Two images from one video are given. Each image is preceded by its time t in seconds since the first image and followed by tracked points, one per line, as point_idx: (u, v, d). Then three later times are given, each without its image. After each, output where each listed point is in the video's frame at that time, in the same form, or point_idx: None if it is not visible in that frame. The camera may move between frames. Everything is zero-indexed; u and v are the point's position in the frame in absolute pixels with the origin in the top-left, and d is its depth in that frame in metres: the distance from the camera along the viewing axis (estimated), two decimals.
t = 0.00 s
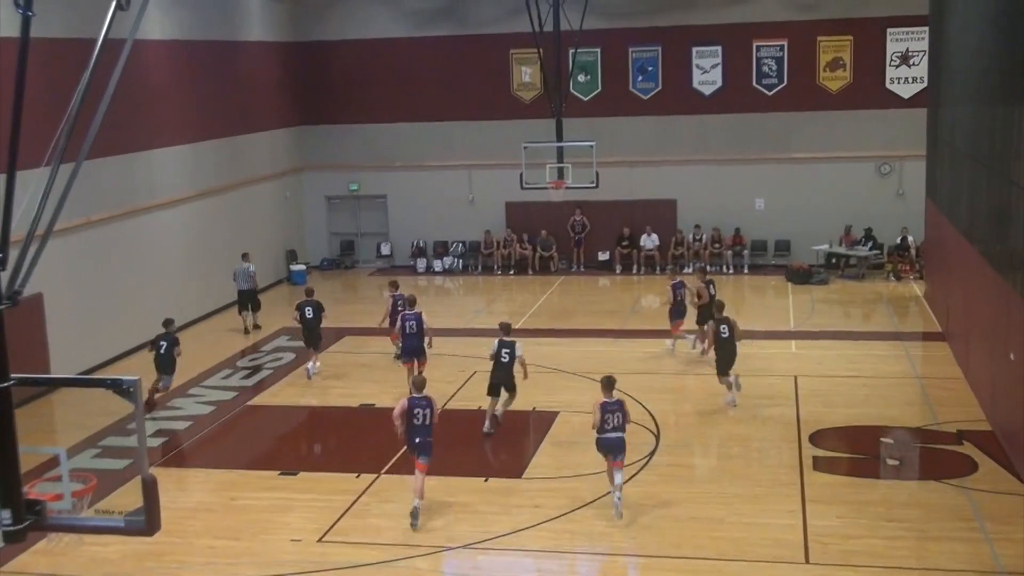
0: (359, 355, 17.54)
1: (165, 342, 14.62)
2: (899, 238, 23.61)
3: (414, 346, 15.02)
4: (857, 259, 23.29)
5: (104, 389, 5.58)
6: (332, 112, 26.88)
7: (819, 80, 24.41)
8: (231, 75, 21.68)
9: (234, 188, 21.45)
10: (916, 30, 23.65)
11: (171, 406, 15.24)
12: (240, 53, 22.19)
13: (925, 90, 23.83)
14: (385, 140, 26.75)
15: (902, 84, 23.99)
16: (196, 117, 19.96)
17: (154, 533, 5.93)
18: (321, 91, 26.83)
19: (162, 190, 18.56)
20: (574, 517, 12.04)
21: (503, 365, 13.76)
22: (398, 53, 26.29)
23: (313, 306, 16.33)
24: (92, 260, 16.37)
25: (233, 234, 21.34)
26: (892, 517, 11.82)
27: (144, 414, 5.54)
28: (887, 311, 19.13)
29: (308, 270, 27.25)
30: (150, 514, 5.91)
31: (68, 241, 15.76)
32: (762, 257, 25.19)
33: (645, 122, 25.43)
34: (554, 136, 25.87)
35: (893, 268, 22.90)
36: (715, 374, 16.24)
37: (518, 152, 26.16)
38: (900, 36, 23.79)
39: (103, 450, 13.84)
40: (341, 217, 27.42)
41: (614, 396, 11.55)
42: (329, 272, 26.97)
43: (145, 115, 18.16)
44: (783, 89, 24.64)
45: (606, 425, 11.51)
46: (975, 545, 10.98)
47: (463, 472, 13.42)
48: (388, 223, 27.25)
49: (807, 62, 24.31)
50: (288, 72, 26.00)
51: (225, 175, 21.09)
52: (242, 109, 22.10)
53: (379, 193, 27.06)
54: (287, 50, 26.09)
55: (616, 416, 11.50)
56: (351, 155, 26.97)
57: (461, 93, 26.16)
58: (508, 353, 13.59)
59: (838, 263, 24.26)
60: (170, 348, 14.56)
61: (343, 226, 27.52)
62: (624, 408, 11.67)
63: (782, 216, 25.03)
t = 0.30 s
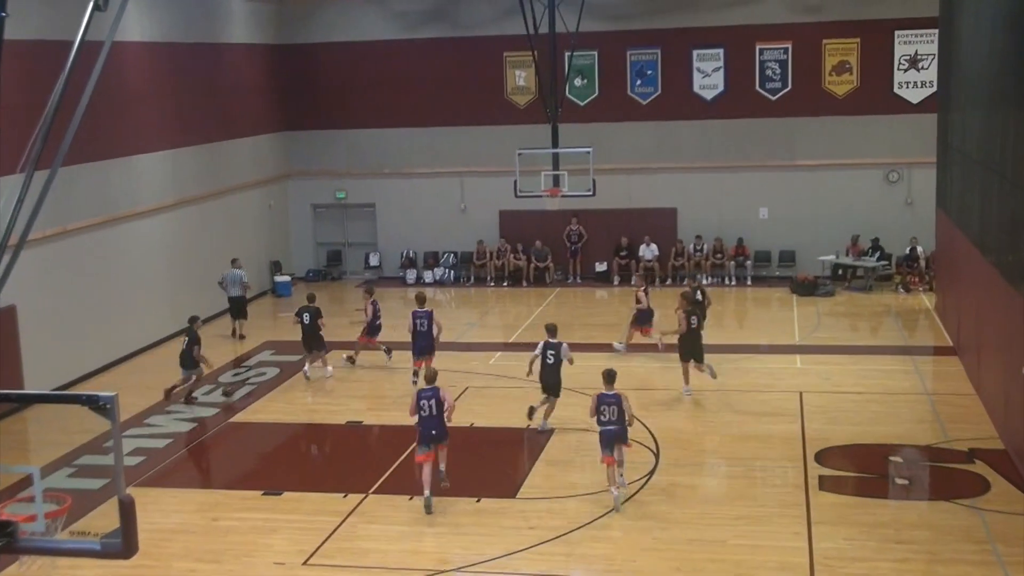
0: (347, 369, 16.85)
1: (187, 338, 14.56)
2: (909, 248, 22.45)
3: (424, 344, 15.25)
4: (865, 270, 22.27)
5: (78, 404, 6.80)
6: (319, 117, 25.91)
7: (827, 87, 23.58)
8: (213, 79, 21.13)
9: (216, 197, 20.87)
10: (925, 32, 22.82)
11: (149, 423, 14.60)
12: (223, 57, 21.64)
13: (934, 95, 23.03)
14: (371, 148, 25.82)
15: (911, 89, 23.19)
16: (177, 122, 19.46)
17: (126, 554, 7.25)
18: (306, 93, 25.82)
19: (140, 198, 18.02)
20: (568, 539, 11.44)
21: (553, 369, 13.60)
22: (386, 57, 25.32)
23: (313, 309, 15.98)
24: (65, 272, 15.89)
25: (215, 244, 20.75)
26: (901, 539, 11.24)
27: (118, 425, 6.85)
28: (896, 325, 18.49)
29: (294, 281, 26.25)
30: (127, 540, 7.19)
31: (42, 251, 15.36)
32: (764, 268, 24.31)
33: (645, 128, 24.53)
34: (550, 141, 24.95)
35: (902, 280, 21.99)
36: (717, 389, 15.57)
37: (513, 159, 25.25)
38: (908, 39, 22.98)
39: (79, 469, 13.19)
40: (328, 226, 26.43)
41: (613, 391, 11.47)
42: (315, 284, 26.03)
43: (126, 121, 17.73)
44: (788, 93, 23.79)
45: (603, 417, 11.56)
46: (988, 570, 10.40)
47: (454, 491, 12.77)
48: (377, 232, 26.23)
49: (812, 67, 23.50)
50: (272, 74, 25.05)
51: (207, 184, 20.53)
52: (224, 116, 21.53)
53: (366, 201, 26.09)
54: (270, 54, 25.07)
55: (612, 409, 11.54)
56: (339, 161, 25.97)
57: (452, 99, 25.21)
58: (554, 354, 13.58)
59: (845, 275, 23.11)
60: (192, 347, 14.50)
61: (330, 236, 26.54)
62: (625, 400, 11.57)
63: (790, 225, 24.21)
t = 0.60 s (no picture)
0: (334, 380, 16.26)
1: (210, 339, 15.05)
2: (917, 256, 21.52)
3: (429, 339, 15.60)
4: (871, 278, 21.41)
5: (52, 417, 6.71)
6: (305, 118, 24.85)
7: (831, 87, 22.79)
8: (194, 81, 20.64)
9: (198, 202, 20.41)
10: (934, 32, 22.10)
11: (126, 437, 14.07)
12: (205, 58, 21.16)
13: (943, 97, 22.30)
14: (357, 151, 24.77)
15: (919, 90, 22.44)
16: (157, 125, 19.02)
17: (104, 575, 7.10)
18: (289, 92, 24.78)
19: (116, 203, 17.64)
20: (560, 558, 10.88)
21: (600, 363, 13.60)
22: (374, 58, 24.34)
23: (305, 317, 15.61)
24: (34, 279, 15.55)
25: (196, 251, 20.29)
26: (910, 558, 10.69)
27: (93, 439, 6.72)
28: (905, 336, 17.91)
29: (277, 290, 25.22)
30: (103, 559, 7.06)
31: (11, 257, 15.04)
32: (767, 276, 23.44)
33: (643, 130, 23.66)
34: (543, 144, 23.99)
35: (911, 289, 21.02)
36: (717, 401, 14.99)
37: (504, 164, 24.26)
38: (916, 39, 22.22)
39: (53, 483, 12.69)
40: (312, 232, 25.33)
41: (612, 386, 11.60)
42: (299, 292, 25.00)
43: (102, 125, 17.33)
44: (791, 95, 22.99)
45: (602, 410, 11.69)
46: None
47: (443, 509, 12.15)
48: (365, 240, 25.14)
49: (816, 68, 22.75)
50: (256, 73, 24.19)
51: (189, 188, 20.10)
52: (207, 119, 21.08)
53: (352, 206, 25.01)
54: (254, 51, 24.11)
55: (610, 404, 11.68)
56: (323, 163, 24.92)
57: (443, 99, 24.24)
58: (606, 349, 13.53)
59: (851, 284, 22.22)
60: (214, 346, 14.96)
61: (315, 242, 25.40)
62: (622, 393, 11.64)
63: (796, 233, 23.32)
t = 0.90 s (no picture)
0: (320, 387, 15.72)
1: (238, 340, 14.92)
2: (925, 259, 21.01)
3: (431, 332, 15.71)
4: (877, 281, 20.76)
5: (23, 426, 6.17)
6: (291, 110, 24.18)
7: (835, 83, 22.24)
8: (174, 77, 20.17)
9: (179, 200, 19.97)
10: (941, 26, 21.54)
11: (101, 447, 13.54)
12: (187, 53, 20.69)
13: (952, 94, 21.73)
14: (347, 149, 24.12)
15: (926, 87, 21.84)
16: (135, 122, 18.58)
17: None
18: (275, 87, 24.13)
19: (93, 202, 17.19)
20: (552, 573, 10.35)
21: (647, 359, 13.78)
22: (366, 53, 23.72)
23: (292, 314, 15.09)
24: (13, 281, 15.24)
25: (177, 251, 19.84)
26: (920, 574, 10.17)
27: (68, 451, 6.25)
28: (912, 342, 17.43)
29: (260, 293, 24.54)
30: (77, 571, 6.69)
31: None
32: (769, 280, 22.88)
33: (639, 127, 23.04)
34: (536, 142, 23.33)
35: (918, 292, 20.43)
36: (717, 409, 14.46)
37: (497, 163, 23.62)
38: (923, 33, 21.67)
39: (24, 497, 12.16)
40: (296, 233, 24.65)
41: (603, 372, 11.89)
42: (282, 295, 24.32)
43: (77, 121, 16.90)
44: (795, 91, 22.41)
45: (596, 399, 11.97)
46: None
47: (433, 521, 11.60)
48: (350, 241, 24.53)
49: (820, 63, 22.18)
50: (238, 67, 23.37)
51: (169, 186, 19.65)
52: (188, 117, 20.60)
53: (338, 207, 24.39)
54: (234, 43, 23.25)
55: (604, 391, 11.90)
56: (310, 162, 24.28)
57: (434, 96, 23.60)
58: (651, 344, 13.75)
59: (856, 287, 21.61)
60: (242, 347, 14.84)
61: (299, 244, 24.71)
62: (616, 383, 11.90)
63: (799, 234, 22.75)
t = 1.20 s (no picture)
0: (308, 395, 14.98)
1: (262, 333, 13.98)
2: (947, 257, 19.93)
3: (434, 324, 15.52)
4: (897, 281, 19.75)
5: None
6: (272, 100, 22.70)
7: (853, 71, 20.83)
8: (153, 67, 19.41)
9: (160, 194, 19.33)
10: (965, 10, 20.16)
11: (72, 458, 12.80)
12: (167, 43, 19.94)
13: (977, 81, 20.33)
14: (334, 139, 22.61)
15: (949, 74, 20.48)
16: (110, 114, 17.87)
17: None
18: (256, 78, 22.67)
19: (66, 197, 16.53)
20: None
21: (707, 352, 13.69)
22: (355, 40, 22.26)
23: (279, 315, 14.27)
24: None
25: (156, 248, 19.17)
26: None
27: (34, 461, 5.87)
28: (933, 346, 16.67)
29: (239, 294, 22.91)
30: None
31: None
32: (783, 280, 21.47)
33: (647, 118, 21.60)
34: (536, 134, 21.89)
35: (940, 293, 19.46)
36: (726, 418, 13.70)
37: (492, 154, 22.12)
38: (946, 18, 20.30)
39: None
40: (280, 229, 23.06)
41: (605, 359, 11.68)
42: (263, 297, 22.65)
43: (48, 112, 16.21)
44: (811, 79, 20.99)
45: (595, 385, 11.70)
46: None
47: (425, 536, 10.84)
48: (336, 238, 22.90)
49: (835, 49, 20.81)
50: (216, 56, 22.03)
51: (149, 179, 19.01)
52: (169, 109, 19.86)
53: (323, 202, 22.81)
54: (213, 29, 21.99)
55: (604, 378, 11.60)
56: (293, 155, 22.76)
57: (426, 84, 22.14)
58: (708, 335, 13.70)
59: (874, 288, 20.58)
60: (268, 339, 13.94)
61: (283, 242, 23.12)
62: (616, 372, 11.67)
63: (816, 232, 21.33)
